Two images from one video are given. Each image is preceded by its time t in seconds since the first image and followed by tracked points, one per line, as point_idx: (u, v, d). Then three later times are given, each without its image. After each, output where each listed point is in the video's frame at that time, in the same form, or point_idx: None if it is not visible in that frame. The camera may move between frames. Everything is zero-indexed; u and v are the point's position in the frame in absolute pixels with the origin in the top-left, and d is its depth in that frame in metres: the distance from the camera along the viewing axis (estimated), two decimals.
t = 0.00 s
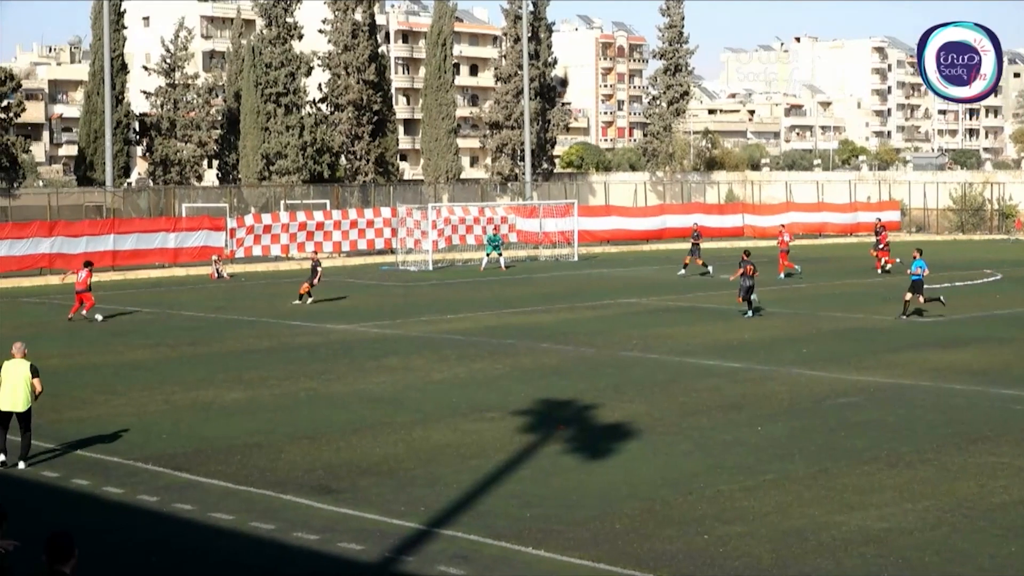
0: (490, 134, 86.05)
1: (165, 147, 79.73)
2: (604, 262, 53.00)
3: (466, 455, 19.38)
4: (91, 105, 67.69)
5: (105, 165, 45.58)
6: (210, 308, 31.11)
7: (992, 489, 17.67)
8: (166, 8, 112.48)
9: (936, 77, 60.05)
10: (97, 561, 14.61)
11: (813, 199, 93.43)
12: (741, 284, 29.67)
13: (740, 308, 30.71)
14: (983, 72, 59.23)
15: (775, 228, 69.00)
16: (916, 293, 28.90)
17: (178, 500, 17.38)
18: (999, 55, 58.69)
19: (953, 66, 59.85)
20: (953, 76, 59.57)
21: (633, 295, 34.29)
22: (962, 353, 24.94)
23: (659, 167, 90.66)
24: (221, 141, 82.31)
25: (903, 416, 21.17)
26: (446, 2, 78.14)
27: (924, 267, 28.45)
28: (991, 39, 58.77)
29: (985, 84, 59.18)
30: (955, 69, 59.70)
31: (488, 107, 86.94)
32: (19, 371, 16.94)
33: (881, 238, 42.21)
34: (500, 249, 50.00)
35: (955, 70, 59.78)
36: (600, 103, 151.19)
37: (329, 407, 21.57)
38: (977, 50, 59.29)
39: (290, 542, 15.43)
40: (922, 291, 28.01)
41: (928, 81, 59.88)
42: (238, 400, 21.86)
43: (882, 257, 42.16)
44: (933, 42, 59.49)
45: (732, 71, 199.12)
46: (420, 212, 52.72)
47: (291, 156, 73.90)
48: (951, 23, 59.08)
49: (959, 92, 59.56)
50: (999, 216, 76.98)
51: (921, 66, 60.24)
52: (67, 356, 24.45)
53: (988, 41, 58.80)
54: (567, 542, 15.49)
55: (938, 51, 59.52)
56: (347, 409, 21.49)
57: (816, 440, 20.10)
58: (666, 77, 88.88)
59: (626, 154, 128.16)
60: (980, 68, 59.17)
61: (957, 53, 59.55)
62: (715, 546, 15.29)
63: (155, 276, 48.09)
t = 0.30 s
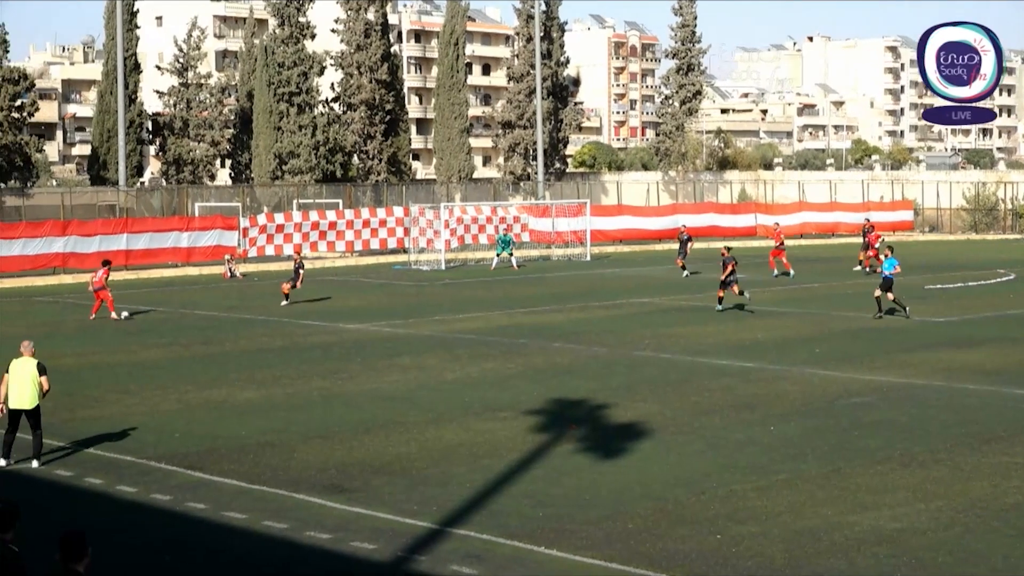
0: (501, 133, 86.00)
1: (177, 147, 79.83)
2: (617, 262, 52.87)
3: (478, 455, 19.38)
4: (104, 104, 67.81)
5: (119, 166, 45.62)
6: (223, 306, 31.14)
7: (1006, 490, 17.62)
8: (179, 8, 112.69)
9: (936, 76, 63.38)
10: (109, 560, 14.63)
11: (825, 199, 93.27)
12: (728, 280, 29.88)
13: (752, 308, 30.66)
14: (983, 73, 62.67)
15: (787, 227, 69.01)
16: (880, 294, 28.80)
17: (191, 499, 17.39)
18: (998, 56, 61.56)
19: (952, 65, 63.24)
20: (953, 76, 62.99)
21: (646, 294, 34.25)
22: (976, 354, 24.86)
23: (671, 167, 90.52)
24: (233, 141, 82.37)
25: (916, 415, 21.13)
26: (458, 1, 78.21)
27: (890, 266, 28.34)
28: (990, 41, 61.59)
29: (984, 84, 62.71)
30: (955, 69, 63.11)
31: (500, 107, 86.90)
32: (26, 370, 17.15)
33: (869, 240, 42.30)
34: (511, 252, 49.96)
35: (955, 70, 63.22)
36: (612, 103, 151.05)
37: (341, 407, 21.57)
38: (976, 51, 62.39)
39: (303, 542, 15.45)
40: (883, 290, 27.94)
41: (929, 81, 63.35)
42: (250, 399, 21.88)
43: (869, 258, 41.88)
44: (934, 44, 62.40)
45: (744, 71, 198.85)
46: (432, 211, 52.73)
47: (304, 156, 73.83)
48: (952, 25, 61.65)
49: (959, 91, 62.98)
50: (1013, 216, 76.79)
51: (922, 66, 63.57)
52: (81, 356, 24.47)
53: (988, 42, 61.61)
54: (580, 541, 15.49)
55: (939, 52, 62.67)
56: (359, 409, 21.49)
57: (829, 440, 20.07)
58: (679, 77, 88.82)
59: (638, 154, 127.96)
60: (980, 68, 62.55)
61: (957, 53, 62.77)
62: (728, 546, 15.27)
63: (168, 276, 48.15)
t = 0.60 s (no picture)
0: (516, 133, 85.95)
1: (193, 146, 79.70)
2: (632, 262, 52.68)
3: (493, 454, 19.38)
4: (120, 103, 67.97)
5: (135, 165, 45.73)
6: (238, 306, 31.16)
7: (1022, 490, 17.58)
8: (195, 8, 112.89)
9: (935, 77, 56.57)
10: (125, 558, 14.66)
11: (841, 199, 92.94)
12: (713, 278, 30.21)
13: (768, 308, 30.59)
14: (983, 72, 55.82)
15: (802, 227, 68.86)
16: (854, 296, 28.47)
17: (207, 499, 17.43)
18: (999, 56, 55.11)
19: (953, 65, 56.46)
20: (953, 77, 56.16)
21: (662, 294, 34.17)
22: (992, 353, 24.77)
23: (687, 166, 90.39)
24: (248, 141, 82.52)
25: (932, 415, 21.08)
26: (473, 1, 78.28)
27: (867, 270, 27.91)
28: (991, 40, 55.19)
29: (985, 84, 55.83)
30: (955, 69, 56.27)
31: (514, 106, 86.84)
32: (36, 368, 17.35)
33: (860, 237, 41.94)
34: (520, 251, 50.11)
35: (955, 70, 56.35)
36: (627, 102, 150.91)
37: (356, 406, 21.60)
38: (977, 50, 55.91)
39: (317, 541, 15.48)
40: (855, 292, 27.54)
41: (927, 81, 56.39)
42: (265, 397, 21.93)
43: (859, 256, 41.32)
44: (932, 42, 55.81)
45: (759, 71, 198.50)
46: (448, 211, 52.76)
47: (319, 155, 73.88)
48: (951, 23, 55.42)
49: (959, 92, 56.04)
50: None
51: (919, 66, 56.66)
52: (97, 355, 24.52)
53: (988, 41, 55.23)
54: (595, 541, 15.49)
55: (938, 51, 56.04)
56: (374, 408, 21.51)
57: (844, 440, 20.03)
58: (694, 76, 88.66)
59: (653, 153, 127.76)
60: (980, 69, 55.79)
61: (957, 52, 56.16)
62: (743, 546, 15.26)
63: (184, 275, 48.14)
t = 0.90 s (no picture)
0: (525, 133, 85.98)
1: (203, 146, 80.05)
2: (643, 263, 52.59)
3: (502, 455, 19.39)
4: (131, 104, 68.04)
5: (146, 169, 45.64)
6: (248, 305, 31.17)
7: None
8: (206, 8, 113.07)
9: (936, 77, 56.57)
10: (135, 558, 14.69)
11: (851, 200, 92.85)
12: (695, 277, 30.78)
13: (778, 308, 30.56)
14: (983, 72, 55.88)
15: (813, 227, 68.72)
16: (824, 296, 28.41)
17: (216, 499, 17.46)
18: (998, 57, 55.29)
19: (952, 66, 56.43)
20: (953, 76, 56.09)
21: (672, 294, 34.15)
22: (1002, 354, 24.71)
23: (696, 166, 90.37)
24: (259, 141, 82.60)
25: (942, 416, 21.04)
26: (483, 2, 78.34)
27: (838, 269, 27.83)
28: (990, 40, 55.33)
29: (984, 84, 55.89)
30: (955, 68, 56.22)
31: (524, 107, 86.85)
32: (44, 368, 17.39)
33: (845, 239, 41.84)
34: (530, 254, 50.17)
35: (954, 70, 56.36)
36: (637, 102, 150.82)
37: (365, 406, 21.60)
38: (976, 50, 55.88)
39: (327, 540, 15.50)
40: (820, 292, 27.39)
41: (928, 82, 56.37)
42: (274, 396, 21.95)
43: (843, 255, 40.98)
44: (932, 42, 56.06)
45: (770, 70, 198.50)
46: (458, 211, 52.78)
47: (328, 156, 74.02)
48: (951, 24, 55.66)
49: (959, 91, 56.09)
50: None
51: (920, 67, 56.67)
52: (106, 354, 24.55)
53: (987, 42, 55.31)
54: (604, 541, 15.49)
55: (938, 52, 56.09)
56: (383, 408, 21.52)
57: (854, 440, 20.01)
58: (704, 76, 88.57)
59: (664, 153, 127.70)
60: (980, 69, 55.80)
61: (957, 52, 56.09)
62: (751, 546, 15.26)
63: (195, 275, 48.11)
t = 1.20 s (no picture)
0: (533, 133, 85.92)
1: (211, 147, 79.37)
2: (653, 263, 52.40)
3: (510, 455, 19.39)
4: (139, 104, 68.10)
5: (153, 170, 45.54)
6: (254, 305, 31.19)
7: None
8: (213, 9, 113.23)
9: (936, 76, 60.46)
10: (144, 558, 14.72)
11: (859, 200, 92.73)
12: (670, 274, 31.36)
13: (785, 309, 30.54)
14: (983, 73, 59.45)
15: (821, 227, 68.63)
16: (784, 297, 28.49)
17: (225, 498, 17.49)
18: (998, 56, 58.34)
19: (953, 65, 60.32)
20: (953, 77, 59.97)
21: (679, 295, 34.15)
22: (1010, 354, 24.67)
23: (705, 166, 90.38)
24: (266, 141, 82.43)
25: (950, 416, 21.01)
26: (490, 1, 78.33)
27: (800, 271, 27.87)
28: (990, 40, 58.43)
29: (984, 84, 59.53)
30: (955, 69, 60.12)
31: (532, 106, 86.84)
32: (53, 367, 17.43)
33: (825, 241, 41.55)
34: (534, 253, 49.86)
35: (955, 70, 60.22)
36: (645, 102, 150.81)
37: (372, 405, 21.59)
38: (977, 51, 59.23)
39: (336, 540, 15.52)
40: (789, 293, 27.25)
41: (929, 81, 60.30)
42: (282, 395, 21.97)
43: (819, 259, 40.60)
44: (935, 43, 59.49)
45: (778, 69, 198.31)
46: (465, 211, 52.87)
47: (337, 155, 74.00)
48: (951, 25, 58.82)
49: (959, 92, 59.97)
50: None
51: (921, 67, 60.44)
52: (114, 354, 24.56)
53: (988, 41, 58.48)
54: (611, 541, 15.49)
55: (939, 52, 59.60)
56: (390, 407, 21.52)
57: (862, 441, 19.99)
58: (712, 77, 88.51)
59: (671, 153, 127.63)
60: (980, 69, 59.37)
61: (957, 53, 59.82)
62: (759, 546, 15.25)
63: (202, 274, 48.15)
